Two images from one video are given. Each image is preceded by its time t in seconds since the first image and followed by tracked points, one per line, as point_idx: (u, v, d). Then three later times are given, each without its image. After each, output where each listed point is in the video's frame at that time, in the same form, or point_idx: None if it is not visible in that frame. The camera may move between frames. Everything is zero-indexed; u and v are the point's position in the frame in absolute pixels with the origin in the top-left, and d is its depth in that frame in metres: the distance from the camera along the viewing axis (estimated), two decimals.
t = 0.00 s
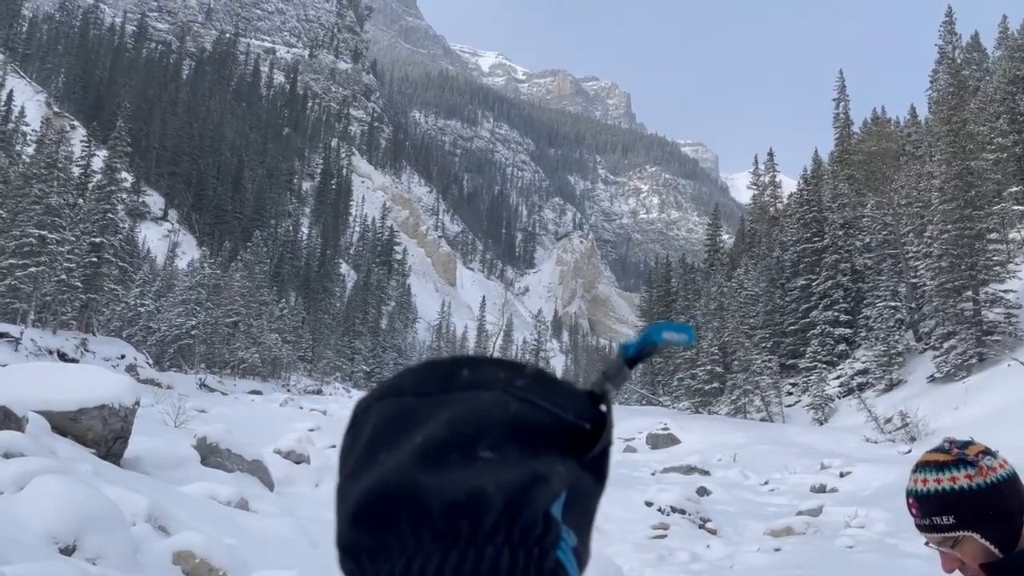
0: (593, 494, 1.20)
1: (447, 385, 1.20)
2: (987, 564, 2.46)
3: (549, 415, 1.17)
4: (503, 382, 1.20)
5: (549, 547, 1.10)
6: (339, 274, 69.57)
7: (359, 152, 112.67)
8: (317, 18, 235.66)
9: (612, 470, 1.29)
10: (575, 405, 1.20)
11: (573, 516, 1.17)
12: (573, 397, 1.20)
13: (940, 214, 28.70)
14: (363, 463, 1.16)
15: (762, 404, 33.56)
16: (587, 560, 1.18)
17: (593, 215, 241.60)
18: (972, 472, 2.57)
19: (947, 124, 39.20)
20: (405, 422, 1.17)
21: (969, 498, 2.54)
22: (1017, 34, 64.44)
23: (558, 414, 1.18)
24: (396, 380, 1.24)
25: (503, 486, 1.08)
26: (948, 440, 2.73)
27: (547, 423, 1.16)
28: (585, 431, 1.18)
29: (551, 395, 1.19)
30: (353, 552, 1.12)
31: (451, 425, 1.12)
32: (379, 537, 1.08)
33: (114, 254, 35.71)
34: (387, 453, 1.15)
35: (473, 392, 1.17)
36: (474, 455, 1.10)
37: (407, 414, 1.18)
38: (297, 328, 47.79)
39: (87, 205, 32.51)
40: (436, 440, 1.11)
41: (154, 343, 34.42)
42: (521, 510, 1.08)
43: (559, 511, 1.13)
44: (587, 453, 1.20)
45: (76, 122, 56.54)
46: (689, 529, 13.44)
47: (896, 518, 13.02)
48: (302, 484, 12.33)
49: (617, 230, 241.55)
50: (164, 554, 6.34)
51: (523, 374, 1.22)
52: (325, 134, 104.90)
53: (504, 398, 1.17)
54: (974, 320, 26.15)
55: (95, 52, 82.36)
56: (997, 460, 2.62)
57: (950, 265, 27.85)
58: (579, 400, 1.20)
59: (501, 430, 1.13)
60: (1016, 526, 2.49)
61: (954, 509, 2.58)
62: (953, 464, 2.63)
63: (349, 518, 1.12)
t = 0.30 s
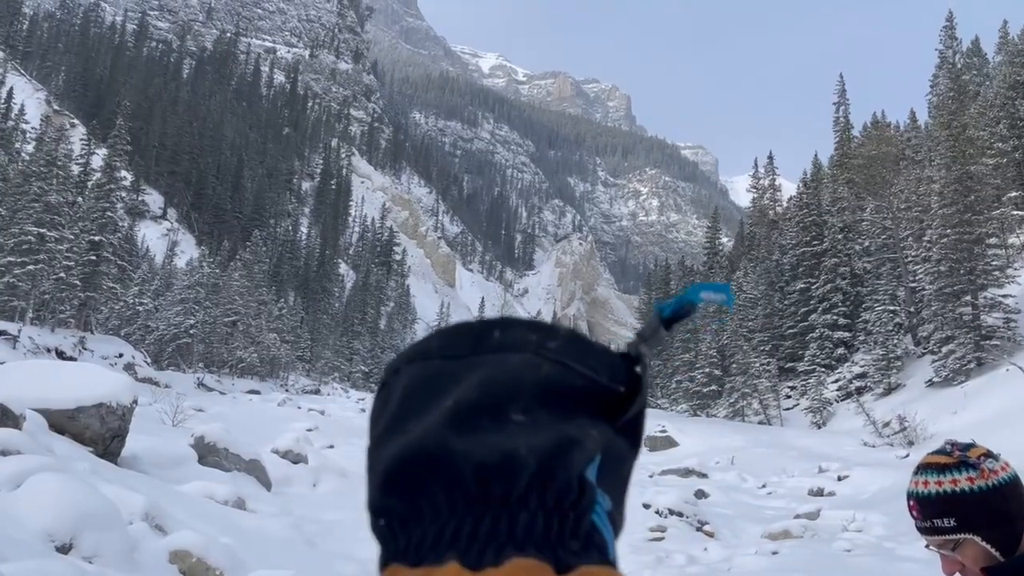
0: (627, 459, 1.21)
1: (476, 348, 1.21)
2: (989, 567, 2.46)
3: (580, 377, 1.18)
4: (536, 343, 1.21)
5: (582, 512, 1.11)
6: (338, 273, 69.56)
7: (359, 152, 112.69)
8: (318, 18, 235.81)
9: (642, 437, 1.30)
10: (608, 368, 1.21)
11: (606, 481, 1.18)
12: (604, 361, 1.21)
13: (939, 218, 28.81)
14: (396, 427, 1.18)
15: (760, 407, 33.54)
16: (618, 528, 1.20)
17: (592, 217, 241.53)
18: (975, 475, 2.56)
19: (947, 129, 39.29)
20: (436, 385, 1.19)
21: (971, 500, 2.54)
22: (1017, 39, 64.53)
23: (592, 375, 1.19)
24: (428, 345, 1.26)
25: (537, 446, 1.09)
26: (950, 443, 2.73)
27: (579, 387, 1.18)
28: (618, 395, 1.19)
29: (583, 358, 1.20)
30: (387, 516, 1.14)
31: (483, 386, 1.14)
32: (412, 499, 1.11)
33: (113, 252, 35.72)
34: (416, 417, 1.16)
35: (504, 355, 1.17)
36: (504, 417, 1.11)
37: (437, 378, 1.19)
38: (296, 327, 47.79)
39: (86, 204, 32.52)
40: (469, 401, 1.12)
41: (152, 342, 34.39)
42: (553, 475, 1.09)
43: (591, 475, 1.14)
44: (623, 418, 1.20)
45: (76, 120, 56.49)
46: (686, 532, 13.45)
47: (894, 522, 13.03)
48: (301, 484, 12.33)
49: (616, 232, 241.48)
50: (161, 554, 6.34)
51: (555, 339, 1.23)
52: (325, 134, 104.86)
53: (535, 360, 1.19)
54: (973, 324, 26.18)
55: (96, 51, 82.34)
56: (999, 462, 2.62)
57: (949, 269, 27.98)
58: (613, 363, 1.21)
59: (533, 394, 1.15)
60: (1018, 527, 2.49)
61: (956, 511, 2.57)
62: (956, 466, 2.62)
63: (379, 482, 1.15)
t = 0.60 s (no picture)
0: (600, 491, 1.22)
1: (451, 382, 1.19)
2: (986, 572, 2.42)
3: (553, 409, 1.17)
4: (507, 378, 1.19)
5: (556, 546, 1.09)
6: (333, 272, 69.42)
7: (355, 150, 112.53)
8: (313, 15, 235.69)
9: (615, 470, 1.30)
10: (581, 400, 1.21)
11: (582, 514, 1.18)
12: (579, 393, 1.20)
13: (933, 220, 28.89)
14: (375, 458, 1.16)
15: (754, 407, 33.61)
16: (594, 558, 1.20)
17: (588, 216, 241.45)
18: (971, 476, 2.53)
19: (943, 130, 39.39)
20: (410, 418, 1.17)
21: (966, 501, 2.51)
22: (1012, 41, 64.66)
23: (562, 410, 1.18)
24: (400, 381, 1.24)
25: (508, 485, 1.09)
26: (945, 444, 2.71)
27: (552, 421, 1.16)
28: (594, 426, 1.18)
29: (556, 392, 1.18)
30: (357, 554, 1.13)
31: (457, 423, 1.12)
32: (384, 538, 1.08)
33: (107, 249, 35.64)
34: (393, 451, 1.14)
35: (476, 391, 1.16)
36: (478, 451, 1.11)
37: (411, 411, 1.18)
38: (290, 326, 47.66)
39: (80, 200, 32.49)
40: (444, 437, 1.11)
41: (145, 339, 34.27)
42: (527, 508, 1.08)
43: (566, 508, 1.13)
44: (598, 452, 1.20)
45: (70, 116, 56.23)
46: (680, 531, 13.47)
47: (887, 524, 13.07)
48: (294, 483, 12.33)
49: (612, 232, 241.35)
50: (154, 552, 6.34)
51: (528, 372, 1.21)
52: (320, 132, 104.70)
53: (509, 394, 1.17)
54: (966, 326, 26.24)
55: (90, 47, 82.04)
56: (994, 464, 2.60)
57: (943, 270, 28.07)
58: (586, 392, 1.21)
59: (507, 426, 1.13)
60: (1014, 529, 2.47)
61: (950, 512, 2.54)
62: (952, 467, 2.59)
63: (354, 517, 1.12)
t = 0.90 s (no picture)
0: (599, 502, 1.19)
1: (448, 391, 1.15)
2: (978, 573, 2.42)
3: (551, 419, 1.14)
4: (506, 390, 1.15)
5: (553, 553, 1.07)
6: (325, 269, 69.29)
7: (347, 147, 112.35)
8: (306, 12, 234.97)
9: (617, 477, 1.27)
10: (580, 407, 1.16)
11: (579, 525, 1.16)
12: (575, 403, 1.16)
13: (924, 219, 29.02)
14: (370, 467, 1.13)
15: (746, 405, 33.73)
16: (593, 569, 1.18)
17: (581, 215, 241.55)
18: (961, 474, 2.53)
19: (932, 130, 39.61)
20: (406, 427, 1.14)
21: (955, 501, 2.51)
22: (1002, 41, 64.94)
23: (563, 419, 1.15)
24: (396, 391, 1.20)
25: (506, 496, 1.06)
26: (935, 443, 2.71)
27: (549, 430, 1.12)
28: (590, 436, 1.15)
29: (556, 401, 1.15)
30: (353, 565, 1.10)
31: (454, 434, 1.09)
32: (379, 547, 1.06)
33: (97, 246, 35.39)
34: (388, 461, 1.11)
35: (473, 401, 1.13)
36: (477, 460, 1.08)
37: (407, 420, 1.14)
38: (281, 323, 47.53)
39: (70, 196, 32.33)
40: (441, 449, 1.08)
41: (136, 336, 34.13)
42: (525, 521, 1.06)
43: (562, 520, 1.11)
44: (594, 461, 1.17)
45: (60, 113, 55.89)
46: (671, 529, 13.51)
47: (876, 521, 13.14)
48: (285, 480, 12.30)
49: (604, 230, 241.51)
50: (144, 551, 6.32)
51: (526, 381, 1.17)
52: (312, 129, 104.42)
53: (506, 405, 1.13)
54: (956, 325, 26.35)
55: (81, 43, 81.60)
56: (986, 462, 2.60)
57: (933, 269, 28.20)
58: (583, 401, 1.17)
59: (506, 437, 1.10)
60: (1003, 527, 2.47)
61: (942, 512, 2.54)
62: (943, 466, 2.59)
63: (349, 532, 1.10)
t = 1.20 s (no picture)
0: (557, 556, 1.19)
1: (406, 455, 1.16)
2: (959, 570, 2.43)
3: (513, 480, 1.14)
4: (466, 450, 1.16)
5: None
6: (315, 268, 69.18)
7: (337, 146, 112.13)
8: (296, 9, 234.42)
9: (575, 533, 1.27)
10: (539, 466, 1.18)
11: None
12: (536, 461, 1.19)
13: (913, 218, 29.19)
14: (335, 529, 1.14)
15: (735, 404, 33.88)
16: None
17: (571, 213, 241.77)
18: (947, 475, 2.53)
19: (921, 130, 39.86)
20: (367, 492, 1.14)
21: (942, 503, 2.51)
22: (989, 42, 65.28)
23: (519, 478, 1.15)
24: (357, 454, 1.21)
25: (469, 554, 1.08)
26: (922, 443, 2.71)
27: (512, 489, 1.14)
28: (548, 494, 1.16)
29: (514, 460, 1.15)
30: None
31: (417, 495, 1.10)
32: None
33: (85, 244, 35.10)
34: (355, 522, 1.11)
35: (433, 462, 1.13)
36: (435, 524, 1.09)
37: (365, 487, 1.15)
38: (271, 322, 47.41)
39: (58, 194, 32.18)
40: (399, 514, 1.08)
41: (124, 334, 33.85)
42: None
43: (523, 572, 1.14)
44: (553, 518, 1.17)
45: (47, 110, 55.62)
46: (661, 527, 13.54)
47: (864, 519, 13.20)
48: (274, 479, 12.25)
49: (594, 229, 241.78)
50: (133, 550, 6.29)
51: (485, 440, 1.19)
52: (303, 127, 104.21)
53: (466, 464, 1.14)
54: (943, 324, 26.47)
55: (69, 40, 81.22)
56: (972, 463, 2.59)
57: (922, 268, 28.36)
58: (541, 463, 1.18)
59: (466, 501, 1.11)
60: (990, 529, 2.48)
61: (929, 514, 2.54)
62: (929, 466, 2.58)
63: None
